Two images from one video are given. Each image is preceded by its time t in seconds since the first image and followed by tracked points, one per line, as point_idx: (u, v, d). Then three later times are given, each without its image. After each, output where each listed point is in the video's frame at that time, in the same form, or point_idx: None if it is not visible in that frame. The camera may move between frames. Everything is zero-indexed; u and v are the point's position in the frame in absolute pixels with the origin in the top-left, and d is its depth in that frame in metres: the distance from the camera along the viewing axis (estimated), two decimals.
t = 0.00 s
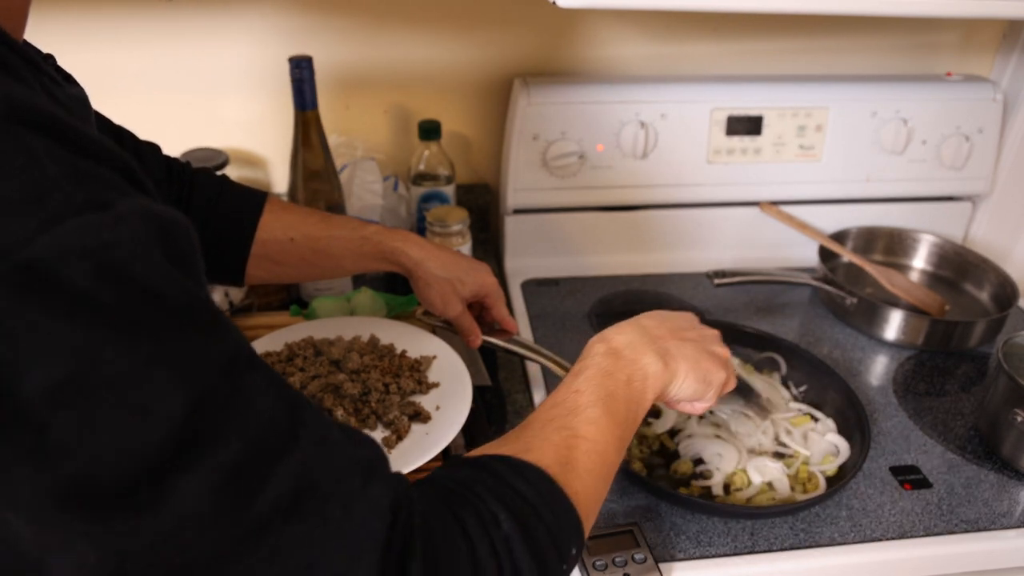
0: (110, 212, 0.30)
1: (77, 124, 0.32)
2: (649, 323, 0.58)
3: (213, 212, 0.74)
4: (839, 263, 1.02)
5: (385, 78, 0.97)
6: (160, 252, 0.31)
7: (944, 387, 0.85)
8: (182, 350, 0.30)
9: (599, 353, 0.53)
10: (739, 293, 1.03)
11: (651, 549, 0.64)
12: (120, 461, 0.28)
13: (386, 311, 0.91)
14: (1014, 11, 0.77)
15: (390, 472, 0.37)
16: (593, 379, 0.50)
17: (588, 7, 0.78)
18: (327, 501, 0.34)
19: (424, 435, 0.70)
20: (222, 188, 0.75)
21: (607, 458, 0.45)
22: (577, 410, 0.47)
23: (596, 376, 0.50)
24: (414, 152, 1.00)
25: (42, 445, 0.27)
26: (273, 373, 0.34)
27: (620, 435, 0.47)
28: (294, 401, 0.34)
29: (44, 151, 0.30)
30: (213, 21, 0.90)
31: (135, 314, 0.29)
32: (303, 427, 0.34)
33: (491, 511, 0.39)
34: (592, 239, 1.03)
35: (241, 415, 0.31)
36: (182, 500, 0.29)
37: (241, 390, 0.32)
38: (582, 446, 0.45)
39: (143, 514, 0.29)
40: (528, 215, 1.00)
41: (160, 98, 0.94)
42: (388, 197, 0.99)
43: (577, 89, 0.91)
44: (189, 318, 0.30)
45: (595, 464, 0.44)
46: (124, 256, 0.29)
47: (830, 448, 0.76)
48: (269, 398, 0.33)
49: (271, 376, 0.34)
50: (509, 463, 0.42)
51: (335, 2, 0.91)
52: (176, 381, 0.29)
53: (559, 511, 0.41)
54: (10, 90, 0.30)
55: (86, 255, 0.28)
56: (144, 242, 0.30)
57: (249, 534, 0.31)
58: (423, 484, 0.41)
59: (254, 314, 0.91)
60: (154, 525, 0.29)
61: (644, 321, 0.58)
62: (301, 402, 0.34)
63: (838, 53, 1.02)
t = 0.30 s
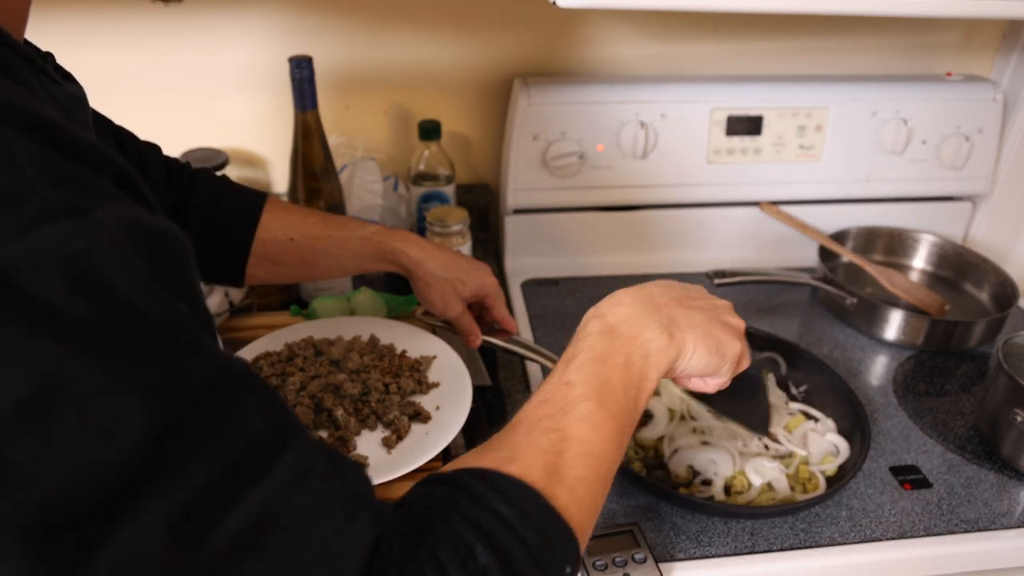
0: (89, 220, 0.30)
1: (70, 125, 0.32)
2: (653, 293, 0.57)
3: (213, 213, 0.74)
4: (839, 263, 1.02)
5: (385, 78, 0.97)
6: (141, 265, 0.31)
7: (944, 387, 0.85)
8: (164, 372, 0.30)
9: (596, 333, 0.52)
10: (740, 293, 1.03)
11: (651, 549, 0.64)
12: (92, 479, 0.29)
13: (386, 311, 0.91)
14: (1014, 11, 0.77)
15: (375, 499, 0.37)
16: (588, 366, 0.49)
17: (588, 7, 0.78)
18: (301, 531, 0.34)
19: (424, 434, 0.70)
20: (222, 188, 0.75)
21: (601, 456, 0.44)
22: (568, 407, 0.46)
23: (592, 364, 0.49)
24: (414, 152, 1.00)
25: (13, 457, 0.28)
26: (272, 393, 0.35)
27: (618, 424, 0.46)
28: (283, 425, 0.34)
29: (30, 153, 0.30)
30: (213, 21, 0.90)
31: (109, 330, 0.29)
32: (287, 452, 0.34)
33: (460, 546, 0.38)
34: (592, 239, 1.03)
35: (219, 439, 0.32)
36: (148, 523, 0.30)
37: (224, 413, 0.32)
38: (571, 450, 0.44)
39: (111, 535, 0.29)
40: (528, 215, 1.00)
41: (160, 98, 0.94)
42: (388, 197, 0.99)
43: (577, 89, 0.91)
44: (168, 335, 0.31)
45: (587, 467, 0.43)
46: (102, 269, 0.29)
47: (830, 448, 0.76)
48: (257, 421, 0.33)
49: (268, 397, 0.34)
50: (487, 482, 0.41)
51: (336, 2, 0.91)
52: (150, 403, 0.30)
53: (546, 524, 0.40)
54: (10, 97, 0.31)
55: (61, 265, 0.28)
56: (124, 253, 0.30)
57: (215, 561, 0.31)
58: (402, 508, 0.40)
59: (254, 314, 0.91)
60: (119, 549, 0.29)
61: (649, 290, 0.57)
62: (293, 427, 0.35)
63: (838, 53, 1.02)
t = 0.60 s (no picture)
0: (108, 218, 0.30)
1: (81, 125, 0.33)
2: (631, 307, 0.57)
3: (213, 212, 0.74)
4: (839, 263, 1.02)
5: (385, 78, 0.97)
6: (149, 259, 0.31)
7: (944, 387, 0.85)
8: (179, 364, 0.30)
9: (579, 345, 0.52)
10: (740, 293, 1.03)
11: (651, 549, 0.64)
12: (110, 471, 0.29)
13: (386, 311, 0.91)
14: (1014, 10, 0.77)
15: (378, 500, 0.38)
16: (573, 374, 0.49)
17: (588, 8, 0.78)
18: (314, 526, 0.34)
19: (424, 435, 0.70)
20: (222, 188, 0.75)
21: (592, 459, 0.45)
22: (558, 413, 0.46)
23: (579, 373, 0.49)
24: (414, 152, 1.00)
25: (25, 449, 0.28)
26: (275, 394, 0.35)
27: (606, 430, 0.46)
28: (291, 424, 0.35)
29: (46, 150, 0.30)
30: (213, 21, 0.90)
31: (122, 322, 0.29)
32: (297, 449, 0.34)
33: (468, 539, 0.38)
34: (592, 239, 1.03)
35: (234, 433, 0.32)
36: (168, 515, 0.30)
37: (237, 407, 0.32)
38: (564, 453, 0.44)
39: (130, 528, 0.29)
40: (528, 215, 1.00)
41: (160, 98, 0.94)
42: (388, 197, 0.99)
43: (577, 89, 0.91)
44: (179, 328, 0.31)
45: (578, 470, 0.44)
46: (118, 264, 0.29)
47: (830, 448, 0.76)
48: (268, 416, 0.33)
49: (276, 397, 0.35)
50: (481, 483, 0.41)
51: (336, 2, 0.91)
52: (167, 396, 0.30)
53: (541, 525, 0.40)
54: (7, 92, 0.30)
55: (71, 263, 0.28)
56: (132, 249, 0.30)
57: (233, 554, 0.31)
58: (402, 512, 0.40)
59: (254, 314, 0.91)
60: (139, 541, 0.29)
61: (625, 305, 0.57)
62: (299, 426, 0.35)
63: (838, 53, 1.02)
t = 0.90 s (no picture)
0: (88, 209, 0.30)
1: (65, 122, 0.32)
2: (659, 311, 0.57)
3: (213, 212, 0.74)
4: (839, 263, 1.02)
5: (385, 78, 0.97)
6: (140, 250, 0.30)
7: (944, 387, 0.85)
8: (170, 348, 0.30)
9: (606, 342, 0.52)
10: (740, 293, 1.03)
11: (651, 549, 0.64)
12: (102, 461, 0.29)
13: (386, 311, 0.91)
14: (1014, 11, 0.77)
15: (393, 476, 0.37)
16: (599, 369, 0.49)
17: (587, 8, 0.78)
18: (318, 502, 0.34)
19: (424, 435, 0.70)
20: (222, 188, 0.75)
21: (613, 452, 0.45)
22: (583, 404, 0.47)
23: (604, 366, 0.50)
24: (414, 152, 1.00)
25: (22, 446, 0.27)
26: (273, 373, 0.35)
27: (627, 425, 0.47)
28: (290, 400, 0.35)
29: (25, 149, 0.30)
30: (212, 21, 0.90)
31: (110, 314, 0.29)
32: (300, 425, 0.34)
33: (490, 512, 0.39)
34: (592, 239, 1.03)
35: (230, 413, 0.32)
36: (165, 500, 0.30)
37: (232, 388, 0.32)
38: (586, 442, 0.45)
39: (127, 519, 0.29)
40: (528, 215, 1.00)
41: (160, 98, 0.94)
42: (388, 197, 0.99)
43: (577, 89, 0.91)
44: (171, 317, 0.31)
45: (601, 460, 0.44)
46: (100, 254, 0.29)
47: (830, 448, 0.76)
48: (264, 394, 0.33)
49: (273, 376, 0.35)
50: (501, 464, 0.41)
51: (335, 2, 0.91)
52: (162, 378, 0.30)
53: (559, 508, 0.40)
54: (4, 91, 0.31)
55: (60, 254, 0.28)
56: (123, 242, 0.30)
57: (236, 536, 0.31)
58: (427, 485, 0.41)
59: (254, 314, 0.91)
60: (138, 530, 0.29)
61: (655, 307, 0.57)
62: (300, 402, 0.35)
63: (838, 53, 1.02)
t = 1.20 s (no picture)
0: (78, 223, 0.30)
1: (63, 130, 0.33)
2: (643, 299, 0.57)
3: (212, 213, 0.74)
4: (839, 263, 1.02)
5: (385, 78, 0.97)
6: (127, 267, 0.31)
7: (944, 387, 0.85)
8: (149, 382, 0.30)
9: (581, 349, 0.52)
10: (740, 293, 1.03)
11: (651, 549, 0.64)
12: (60, 489, 0.29)
13: (386, 311, 0.91)
14: (1013, 11, 0.77)
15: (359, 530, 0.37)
16: (573, 387, 0.49)
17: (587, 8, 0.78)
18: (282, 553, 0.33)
19: (424, 434, 0.70)
20: (222, 189, 0.75)
21: (583, 482, 0.44)
22: (549, 432, 0.46)
23: (574, 383, 0.49)
24: (414, 152, 1.00)
25: None
26: (263, 411, 0.35)
27: (601, 450, 0.46)
28: (272, 444, 0.34)
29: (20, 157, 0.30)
30: (213, 21, 0.90)
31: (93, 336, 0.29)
32: (274, 471, 0.34)
33: None
34: (592, 239, 1.03)
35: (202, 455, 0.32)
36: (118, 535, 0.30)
37: (208, 427, 0.32)
38: (552, 478, 0.44)
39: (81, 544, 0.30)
40: (528, 215, 1.00)
41: (160, 98, 0.94)
42: (388, 197, 0.99)
43: (577, 89, 0.91)
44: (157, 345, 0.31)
45: (570, 497, 0.43)
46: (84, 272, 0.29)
47: (830, 448, 0.76)
48: (242, 438, 0.33)
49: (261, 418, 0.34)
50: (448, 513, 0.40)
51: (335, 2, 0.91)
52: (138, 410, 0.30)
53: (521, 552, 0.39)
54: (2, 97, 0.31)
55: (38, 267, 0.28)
56: (109, 258, 0.30)
57: None
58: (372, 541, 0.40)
59: (254, 314, 0.91)
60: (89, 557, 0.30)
61: (638, 296, 0.57)
62: (283, 445, 0.35)
63: (838, 53, 1.02)
